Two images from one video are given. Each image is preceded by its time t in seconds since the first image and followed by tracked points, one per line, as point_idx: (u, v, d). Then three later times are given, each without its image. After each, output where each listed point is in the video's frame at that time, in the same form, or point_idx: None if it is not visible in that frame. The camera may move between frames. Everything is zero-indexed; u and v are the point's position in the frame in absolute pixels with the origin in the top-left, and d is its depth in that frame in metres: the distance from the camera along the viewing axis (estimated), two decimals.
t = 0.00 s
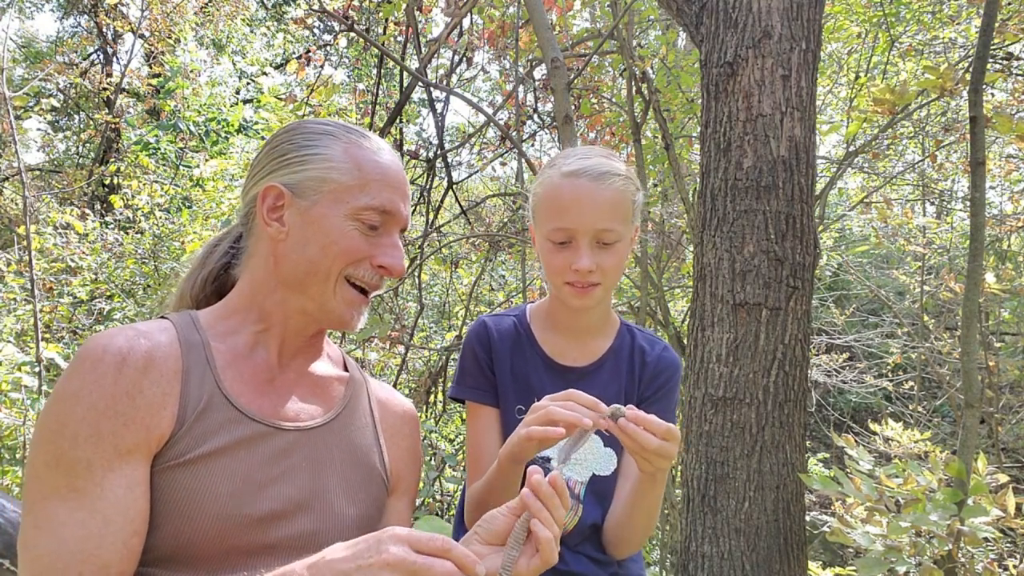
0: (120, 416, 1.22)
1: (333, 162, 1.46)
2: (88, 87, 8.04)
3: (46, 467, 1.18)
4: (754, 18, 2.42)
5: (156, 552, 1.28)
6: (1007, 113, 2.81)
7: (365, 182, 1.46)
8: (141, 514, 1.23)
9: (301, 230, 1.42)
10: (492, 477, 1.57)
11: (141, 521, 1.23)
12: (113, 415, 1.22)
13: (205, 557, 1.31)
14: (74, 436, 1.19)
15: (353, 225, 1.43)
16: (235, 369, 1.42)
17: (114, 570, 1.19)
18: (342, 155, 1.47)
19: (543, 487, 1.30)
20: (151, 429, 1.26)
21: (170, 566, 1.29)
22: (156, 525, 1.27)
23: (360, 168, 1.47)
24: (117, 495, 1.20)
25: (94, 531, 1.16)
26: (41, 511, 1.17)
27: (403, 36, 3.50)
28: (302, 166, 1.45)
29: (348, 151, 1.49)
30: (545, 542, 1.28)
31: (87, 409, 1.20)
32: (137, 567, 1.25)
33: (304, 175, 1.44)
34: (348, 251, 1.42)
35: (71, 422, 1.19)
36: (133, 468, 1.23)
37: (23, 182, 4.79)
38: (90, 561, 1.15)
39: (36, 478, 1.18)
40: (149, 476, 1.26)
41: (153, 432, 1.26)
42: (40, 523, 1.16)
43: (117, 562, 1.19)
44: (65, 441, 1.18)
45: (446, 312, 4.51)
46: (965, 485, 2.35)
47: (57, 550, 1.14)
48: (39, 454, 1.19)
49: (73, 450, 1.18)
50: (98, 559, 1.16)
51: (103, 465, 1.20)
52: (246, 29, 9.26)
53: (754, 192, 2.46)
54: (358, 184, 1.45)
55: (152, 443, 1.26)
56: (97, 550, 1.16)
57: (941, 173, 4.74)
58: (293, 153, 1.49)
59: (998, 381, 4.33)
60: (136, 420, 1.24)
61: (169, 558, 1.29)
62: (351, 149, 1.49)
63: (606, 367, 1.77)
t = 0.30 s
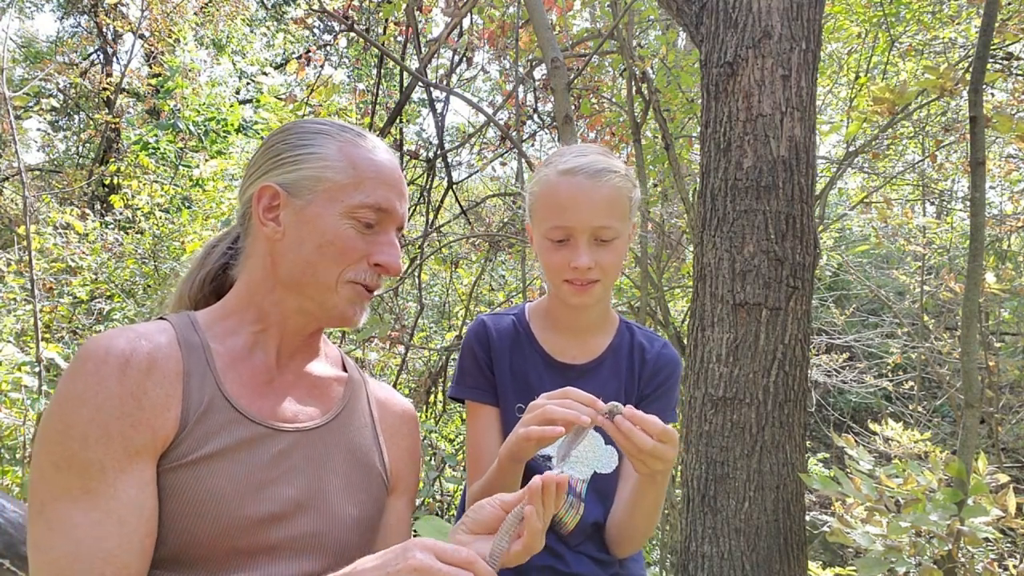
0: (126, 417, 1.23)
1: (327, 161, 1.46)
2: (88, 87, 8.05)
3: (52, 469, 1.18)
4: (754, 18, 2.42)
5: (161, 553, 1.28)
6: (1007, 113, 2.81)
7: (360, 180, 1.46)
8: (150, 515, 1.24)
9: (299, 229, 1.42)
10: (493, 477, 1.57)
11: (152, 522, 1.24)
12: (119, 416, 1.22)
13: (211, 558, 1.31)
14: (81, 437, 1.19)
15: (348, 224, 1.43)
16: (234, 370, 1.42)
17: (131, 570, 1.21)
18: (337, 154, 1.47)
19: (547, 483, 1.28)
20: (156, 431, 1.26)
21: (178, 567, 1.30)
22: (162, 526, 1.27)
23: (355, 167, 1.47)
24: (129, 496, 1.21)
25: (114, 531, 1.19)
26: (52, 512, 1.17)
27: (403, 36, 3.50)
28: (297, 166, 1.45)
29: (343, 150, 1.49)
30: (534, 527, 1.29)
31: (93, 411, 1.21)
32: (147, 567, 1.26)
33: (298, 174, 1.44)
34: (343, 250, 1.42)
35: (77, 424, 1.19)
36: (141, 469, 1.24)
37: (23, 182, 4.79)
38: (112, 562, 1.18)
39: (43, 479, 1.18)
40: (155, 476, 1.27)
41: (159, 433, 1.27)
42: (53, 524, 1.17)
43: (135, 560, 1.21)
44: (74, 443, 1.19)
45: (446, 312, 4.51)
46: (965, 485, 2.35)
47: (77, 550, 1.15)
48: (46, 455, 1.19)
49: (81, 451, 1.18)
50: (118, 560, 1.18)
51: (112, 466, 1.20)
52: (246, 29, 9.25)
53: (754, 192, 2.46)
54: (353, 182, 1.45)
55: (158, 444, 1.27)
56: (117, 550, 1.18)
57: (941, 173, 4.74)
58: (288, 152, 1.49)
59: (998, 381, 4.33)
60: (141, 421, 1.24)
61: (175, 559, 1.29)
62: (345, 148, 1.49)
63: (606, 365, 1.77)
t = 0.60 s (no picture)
0: (123, 417, 1.23)
1: (324, 160, 1.46)
2: (88, 87, 8.05)
3: (48, 468, 1.18)
4: (754, 18, 2.42)
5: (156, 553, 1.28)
6: (1008, 114, 2.80)
7: (358, 179, 1.46)
8: (145, 514, 1.23)
9: (296, 230, 1.42)
10: (490, 476, 1.57)
11: (145, 521, 1.23)
12: (116, 415, 1.22)
13: (206, 557, 1.31)
14: (77, 436, 1.19)
15: (346, 223, 1.43)
16: (233, 371, 1.42)
17: (118, 570, 1.19)
18: (334, 153, 1.47)
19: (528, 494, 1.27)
20: (152, 430, 1.26)
21: (172, 567, 1.29)
22: (157, 525, 1.27)
23: (353, 166, 1.47)
24: (123, 495, 1.20)
25: (103, 530, 1.18)
26: (45, 511, 1.17)
27: (403, 36, 3.50)
28: (294, 166, 1.45)
29: (340, 149, 1.48)
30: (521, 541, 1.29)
31: (89, 410, 1.21)
32: (139, 566, 1.25)
33: (295, 175, 1.44)
34: (341, 250, 1.42)
35: (73, 424, 1.19)
36: (135, 469, 1.23)
37: (23, 181, 4.79)
38: (98, 561, 1.16)
39: (39, 477, 1.19)
40: (151, 476, 1.27)
41: (156, 433, 1.27)
42: (46, 523, 1.16)
43: (125, 559, 1.20)
44: (68, 442, 1.18)
45: (446, 312, 4.51)
46: (965, 485, 2.35)
47: (67, 550, 1.14)
48: (42, 454, 1.19)
49: (75, 450, 1.18)
50: (106, 558, 1.17)
51: (106, 465, 1.20)
52: (246, 29, 9.25)
53: (754, 192, 2.46)
54: (351, 182, 1.45)
55: (155, 443, 1.26)
56: (108, 549, 1.17)
57: (941, 174, 4.74)
58: (285, 152, 1.49)
59: (998, 381, 4.32)
60: (137, 421, 1.24)
61: (170, 559, 1.29)
62: (342, 147, 1.49)
63: (606, 364, 1.77)
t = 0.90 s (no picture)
0: (118, 418, 1.22)
1: (312, 159, 1.45)
2: (88, 87, 8.05)
3: (45, 470, 1.18)
4: (754, 18, 2.42)
5: (154, 553, 1.28)
6: (1007, 114, 2.80)
7: (346, 178, 1.45)
8: (142, 515, 1.23)
9: (288, 230, 1.43)
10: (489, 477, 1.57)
11: (142, 521, 1.23)
12: (111, 417, 1.22)
13: (205, 558, 1.31)
14: (73, 437, 1.19)
15: (334, 223, 1.42)
16: (230, 371, 1.42)
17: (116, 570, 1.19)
18: (322, 152, 1.46)
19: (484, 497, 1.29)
20: (149, 431, 1.26)
21: (169, 568, 1.29)
22: (155, 525, 1.28)
23: (341, 164, 1.46)
24: (119, 496, 1.20)
25: (99, 531, 1.17)
26: (42, 513, 1.17)
27: (403, 36, 3.50)
28: (283, 166, 1.45)
29: (330, 148, 1.47)
30: (495, 548, 1.28)
31: (85, 411, 1.21)
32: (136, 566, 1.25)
33: (284, 175, 1.44)
34: (330, 249, 1.41)
35: (69, 425, 1.19)
36: (131, 470, 1.23)
37: (23, 181, 4.78)
38: (93, 561, 1.16)
39: (36, 479, 1.19)
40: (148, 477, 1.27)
41: (152, 434, 1.26)
42: (43, 525, 1.16)
43: (121, 560, 1.20)
44: (65, 443, 1.19)
45: (446, 312, 4.52)
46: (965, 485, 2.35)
47: (64, 551, 1.14)
48: (39, 456, 1.19)
49: (71, 452, 1.18)
50: (103, 558, 1.17)
51: (102, 466, 1.20)
52: (246, 29, 9.24)
53: (754, 192, 2.46)
54: (339, 181, 1.44)
55: (151, 444, 1.26)
56: (106, 550, 1.17)
57: (941, 174, 4.74)
58: (275, 152, 1.48)
59: (998, 381, 4.33)
60: (133, 422, 1.24)
61: (167, 559, 1.28)
62: (332, 145, 1.48)
63: (606, 365, 1.77)
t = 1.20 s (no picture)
0: (111, 421, 1.22)
1: (311, 160, 1.45)
2: (88, 87, 8.05)
3: (38, 471, 1.19)
4: (754, 18, 2.42)
5: (149, 554, 1.28)
6: (1008, 114, 2.80)
7: (345, 178, 1.44)
8: (133, 517, 1.23)
9: (287, 231, 1.43)
10: (489, 478, 1.57)
11: (131, 525, 1.23)
12: (104, 419, 1.22)
13: (200, 559, 1.31)
14: (65, 440, 1.19)
15: (333, 224, 1.42)
16: (230, 372, 1.42)
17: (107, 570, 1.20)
18: (322, 152, 1.46)
19: (490, 512, 1.30)
20: (142, 433, 1.26)
21: (165, 568, 1.29)
22: (150, 526, 1.28)
23: (340, 165, 1.46)
24: (109, 499, 1.20)
25: (86, 534, 1.17)
26: (33, 515, 1.18)
27: (403, 36, 3.51)
28: (283, 167, 1.45)
29: (328, 148, 1.47)
30: (506, 559, 1.29)
31: (78, 414, 1.21)
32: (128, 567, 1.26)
33: (283, 175, 1.44)
34: (328, 250, 1.41)
35: (62, 428, 1.20)
36: (123, 472, 1.23)
37: (23, 181, 4.78)
38: (82, 563, 1.16)
39: (29, 480, 1.20)
40: (142, 479, 1.27)
41: (146, 436, 1.26)
42: (33, 527, 1.17)
43: (110, 563, 1.20)
44: (57, 446, 1.19)
45: (446, 312, 4.52)
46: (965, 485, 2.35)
47: (51, 553, 1.15)
48: (33, 457, 1.20)
49: (64, 454, 1.19)
50: (91, 561, 1.17)
51: (93, 468, 1.20)
52: (246, 29, 9.25)
53: (754, 192, 2.46)
54: (338, 181, 1.44)
55: (145, 446, 1.26)
56: (92, 552, 1.17)
57: (941, 173, 4.74)
58: (274, 152, 1.48)
59: (998, 381, 4.33)
60: (127, 425, 1.24)
61: (163, 560, 1.29)
62: (331, 145, 1.48)
63: (606, 365, 1.77)
